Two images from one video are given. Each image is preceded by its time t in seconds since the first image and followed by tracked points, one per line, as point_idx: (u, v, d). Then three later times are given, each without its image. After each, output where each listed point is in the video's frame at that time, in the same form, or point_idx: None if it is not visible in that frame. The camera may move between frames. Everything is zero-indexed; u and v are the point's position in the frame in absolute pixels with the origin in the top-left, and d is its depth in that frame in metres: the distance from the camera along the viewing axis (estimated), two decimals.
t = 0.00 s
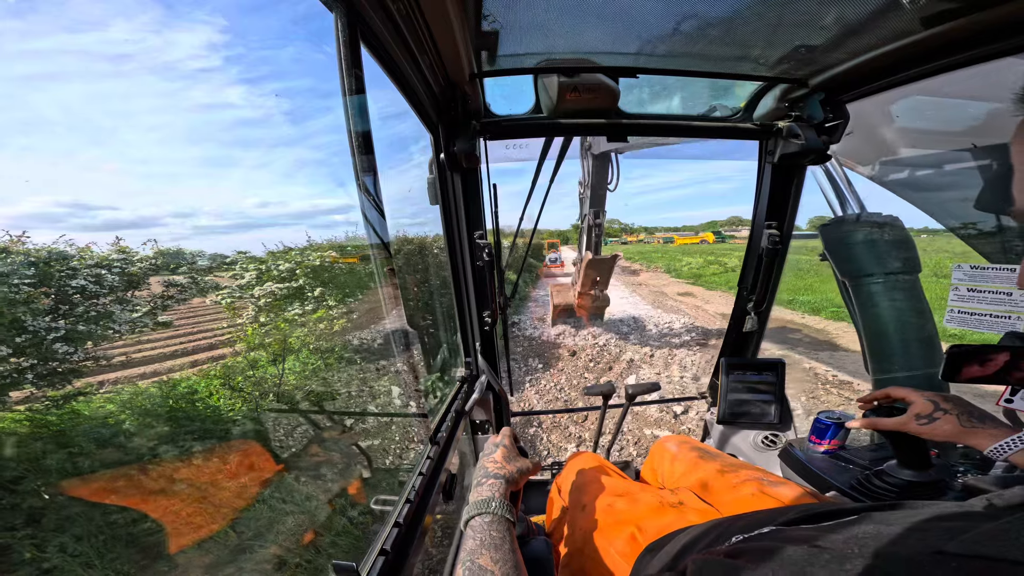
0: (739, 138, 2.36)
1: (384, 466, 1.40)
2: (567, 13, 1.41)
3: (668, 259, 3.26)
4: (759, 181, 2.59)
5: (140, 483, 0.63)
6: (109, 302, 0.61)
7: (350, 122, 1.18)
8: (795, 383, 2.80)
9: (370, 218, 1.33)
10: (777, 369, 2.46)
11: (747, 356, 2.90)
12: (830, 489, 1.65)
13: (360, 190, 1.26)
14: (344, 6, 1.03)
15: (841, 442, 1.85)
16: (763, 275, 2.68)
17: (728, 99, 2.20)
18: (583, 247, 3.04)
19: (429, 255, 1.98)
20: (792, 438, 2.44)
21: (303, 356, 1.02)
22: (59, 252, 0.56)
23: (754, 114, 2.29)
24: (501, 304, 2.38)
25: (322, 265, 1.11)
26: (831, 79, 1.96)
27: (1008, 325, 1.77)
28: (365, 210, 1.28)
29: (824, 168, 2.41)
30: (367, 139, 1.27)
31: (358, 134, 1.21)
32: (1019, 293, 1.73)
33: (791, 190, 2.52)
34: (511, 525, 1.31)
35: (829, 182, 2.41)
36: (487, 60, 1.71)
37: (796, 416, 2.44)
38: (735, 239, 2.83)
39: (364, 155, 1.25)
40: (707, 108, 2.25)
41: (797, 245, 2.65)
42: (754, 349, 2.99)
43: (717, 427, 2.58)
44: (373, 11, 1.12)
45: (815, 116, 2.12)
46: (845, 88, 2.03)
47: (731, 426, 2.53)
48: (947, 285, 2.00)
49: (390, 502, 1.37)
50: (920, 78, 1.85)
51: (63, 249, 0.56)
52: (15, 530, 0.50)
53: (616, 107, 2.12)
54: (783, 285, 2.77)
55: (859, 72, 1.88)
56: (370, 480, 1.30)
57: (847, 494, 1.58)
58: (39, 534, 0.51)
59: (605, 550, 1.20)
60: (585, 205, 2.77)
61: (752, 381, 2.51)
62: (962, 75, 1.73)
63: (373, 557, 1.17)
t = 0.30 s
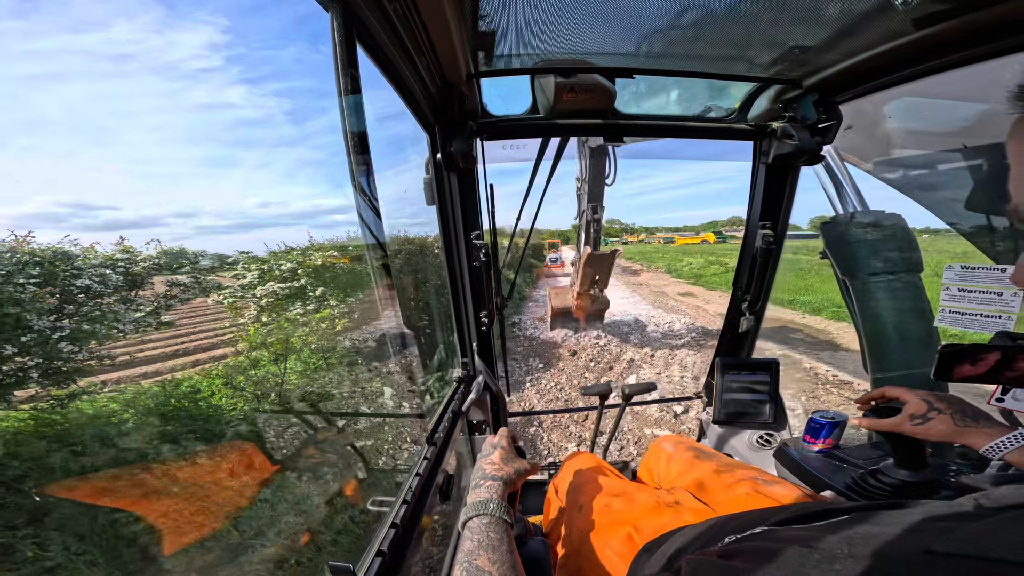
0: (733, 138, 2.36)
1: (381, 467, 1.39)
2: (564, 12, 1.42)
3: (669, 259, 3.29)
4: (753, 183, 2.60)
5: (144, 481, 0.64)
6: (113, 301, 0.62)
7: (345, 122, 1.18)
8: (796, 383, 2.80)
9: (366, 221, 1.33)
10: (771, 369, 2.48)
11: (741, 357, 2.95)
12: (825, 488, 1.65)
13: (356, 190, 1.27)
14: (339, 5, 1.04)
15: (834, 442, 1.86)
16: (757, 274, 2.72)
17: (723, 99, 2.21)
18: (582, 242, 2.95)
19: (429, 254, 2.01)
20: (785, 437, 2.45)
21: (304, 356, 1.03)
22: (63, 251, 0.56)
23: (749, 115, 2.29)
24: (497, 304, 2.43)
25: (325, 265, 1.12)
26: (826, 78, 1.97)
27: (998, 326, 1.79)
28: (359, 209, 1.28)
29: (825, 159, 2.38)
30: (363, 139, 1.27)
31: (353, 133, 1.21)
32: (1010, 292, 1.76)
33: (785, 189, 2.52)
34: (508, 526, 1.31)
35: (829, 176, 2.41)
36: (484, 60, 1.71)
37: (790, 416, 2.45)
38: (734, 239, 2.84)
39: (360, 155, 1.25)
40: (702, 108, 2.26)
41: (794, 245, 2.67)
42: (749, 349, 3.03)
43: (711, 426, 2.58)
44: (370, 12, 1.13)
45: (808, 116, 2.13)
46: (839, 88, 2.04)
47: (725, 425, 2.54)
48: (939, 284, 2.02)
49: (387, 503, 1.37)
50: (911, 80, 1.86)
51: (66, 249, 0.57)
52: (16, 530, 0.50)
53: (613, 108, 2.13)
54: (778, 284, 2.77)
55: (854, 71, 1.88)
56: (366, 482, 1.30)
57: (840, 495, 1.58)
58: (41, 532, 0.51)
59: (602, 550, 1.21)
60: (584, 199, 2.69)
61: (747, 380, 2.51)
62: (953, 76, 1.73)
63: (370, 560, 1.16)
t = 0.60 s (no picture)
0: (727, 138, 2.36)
1: (378, 468, 1.39)
2: (560, 13, 1.43)
3: (670, 259, 3.27)
4: (747, 183, 2.61)
5: (149, 478, 0.65)
6: (117, 301, 0.63)
7: (341, 122, 1.19)
8: (796, 383, 2.81)
9: (362, 221, 1.32)
10: (765, 368, 2.47)
11: (736, 356, 2.92)
12: (819, 487, 1.66)
13: (351, 190, 1.26)
14: (335, 5, 1.05)
15: (828, 442, 1.88)
16: (751, 274, 2.71)
17: (718, 100, 2.21)
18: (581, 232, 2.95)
19: (428, 254, 2.03)
20: (779, 436, 2.46)
21: (305, 355, 1.04)
22: (69, 252, 0.57)
23: (743, 115, 2.31)
24: (494, 305, 2.42)
25: (327, 265, 1.13)
26: (821, 78, 1.97)
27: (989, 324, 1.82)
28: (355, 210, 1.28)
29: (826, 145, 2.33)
30: (358, 140, 1.28)
31: (349, 134, 1.21)
32: (999, 292, 1.77)
33: (779, 188, 2.53)
34: (508, 526, 1.32)
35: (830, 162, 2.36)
36: (480, 60, 1.72)
37: (784, 415, 2.46)
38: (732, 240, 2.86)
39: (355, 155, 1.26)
40: (697, 109, 2.26)
41: (792, 245, 2.68)
42: (744, 348, 3.01)
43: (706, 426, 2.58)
44: (367, 13, 1.14)
45: (802, 116, 2.14)
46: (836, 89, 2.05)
47: (721, 425, 2.54)
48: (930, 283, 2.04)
49: (384, 503, 1.38)
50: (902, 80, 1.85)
51: (72, 249, 0.58)
52: (24, 528, 0.50)
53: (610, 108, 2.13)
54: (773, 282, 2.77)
55: (848, 70, 1.88)
56: (362, 484, 1.29)
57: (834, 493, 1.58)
58: (46, 530, 0.52)
59: (599, 548, 1.23)
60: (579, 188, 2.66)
61: (742, 380, 2.51)
62: (945, 76, 1.72)
63: (367, 560, 1.16)
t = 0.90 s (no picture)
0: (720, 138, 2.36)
1: (377, 468, 1.39)
2: (556, 13, 1.43)
3: (670, 259, 3.18)
4: (740, 181, 2.60)
5: (154, 477, 0.66)
6: (123, 301, 0.64)
7: (335, 122, 1.18)
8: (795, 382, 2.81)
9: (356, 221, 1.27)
10: (758, 368, 2.51)
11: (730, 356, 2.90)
12: (813, 486, 1.67)
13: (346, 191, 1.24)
14: (330, 5, 1.05)
15: (822, 441, 1.89)
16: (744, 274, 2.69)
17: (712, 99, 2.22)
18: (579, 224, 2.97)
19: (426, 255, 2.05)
20: (773, 436, 2.46)
21: (306, 355, 1.05)
22: (74, 252, 0.58)
23: (737, 117, 2.30)
24: (490, 305, 2.44)
25: (330, 264, 1.15)
26: (815, 79, 1.97)
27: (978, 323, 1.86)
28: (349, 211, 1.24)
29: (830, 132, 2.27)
30: (354, 140, 1.25)
31: (343, 133, 1.20)
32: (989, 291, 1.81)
33: (772, 188, 2.53)
34: (508, 527, 1.33)
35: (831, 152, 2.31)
36: (477, 60, 1.72)
37: (778, 414, 2.46)
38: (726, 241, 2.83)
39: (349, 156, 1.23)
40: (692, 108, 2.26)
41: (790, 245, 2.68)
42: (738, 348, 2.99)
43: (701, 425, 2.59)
44: (362, 13, 1.16)
45: (795, 116, 2.14)
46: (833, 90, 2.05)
47: (716, 425, 2.55)
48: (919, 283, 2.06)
49: (381, 505, 1.37)
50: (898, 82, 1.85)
51: (78, 249, 0.59)
52: (29, 526, 0.51)
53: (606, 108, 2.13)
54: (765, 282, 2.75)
55: (841, 71, 1.88)
56: (360, 483, 1.29)
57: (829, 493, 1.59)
58: (52, 528, 0.52)
59: (595, 547, 1.24)
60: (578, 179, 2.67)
61: (736, 379, 2.54)
62: (940, 77, 1.73)
63: (364, 560, 1.17)
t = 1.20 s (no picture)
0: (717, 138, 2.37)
1: (374, 469, 1.40)
2: (552, 13, 1.44)
3: (671, 259, 3.25)
4: (737, 182, 2.61)
5: (154, 476, 0.67)
6: (127, 300, 0.65)
7: (333, 122, 1.19)
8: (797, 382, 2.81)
9: (353, 220, 1.30)
10: (755, 368, 2.50)
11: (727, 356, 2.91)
12: (808, 486, 1.68)
13: (345, 193, 1.25)
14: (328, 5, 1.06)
15: (819, 440, 1.90)
16: (740, 275, 2.73)
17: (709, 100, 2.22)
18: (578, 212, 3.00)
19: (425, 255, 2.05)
20: (772, 435, 2.47)
21: (307, 354, 1.06)
22: (78, 252, 0.59)
23: (732, 117, 2.32)
24: (488, 305, 2.45)
25: (331, 264, 1.16)
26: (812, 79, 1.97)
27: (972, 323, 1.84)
28: (347, 212, 1.25)
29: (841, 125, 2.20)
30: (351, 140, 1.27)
31: (340, 133, 1.21)
32: (981, 291, 1.79)
33: (768, 190, 2.54)
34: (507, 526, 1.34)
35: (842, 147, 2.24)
36: (475, 60, 1.73)
37: (774, 414, 2.47)
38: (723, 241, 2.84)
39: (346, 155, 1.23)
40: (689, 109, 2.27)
41: (789, 246, 2.68)
42: (734, 347, 3.00)
43: (698, 425, 2.60)
44: (359, 13, 1.16)
45: (791, 117, 2.15)
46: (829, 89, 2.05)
47: (714, 425, 2.55)
48: (912, 284, 2.05)
49: (378, 505, 1.37)
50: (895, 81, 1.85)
51: (82, 250, 0.60)
52: (34, 524, 0.51)
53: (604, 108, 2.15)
54: (763, 282, 2.80)
55: (839, 72, 1.89)
56: (358, 483, 1.30)
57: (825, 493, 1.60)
58: (57, 527, 0.53)
59: (593, 548, 1.24)
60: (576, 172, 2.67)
61: (732, 379, 2.54)
62: (934, 77, 1.73)
63: (362, 560, 1.18)
